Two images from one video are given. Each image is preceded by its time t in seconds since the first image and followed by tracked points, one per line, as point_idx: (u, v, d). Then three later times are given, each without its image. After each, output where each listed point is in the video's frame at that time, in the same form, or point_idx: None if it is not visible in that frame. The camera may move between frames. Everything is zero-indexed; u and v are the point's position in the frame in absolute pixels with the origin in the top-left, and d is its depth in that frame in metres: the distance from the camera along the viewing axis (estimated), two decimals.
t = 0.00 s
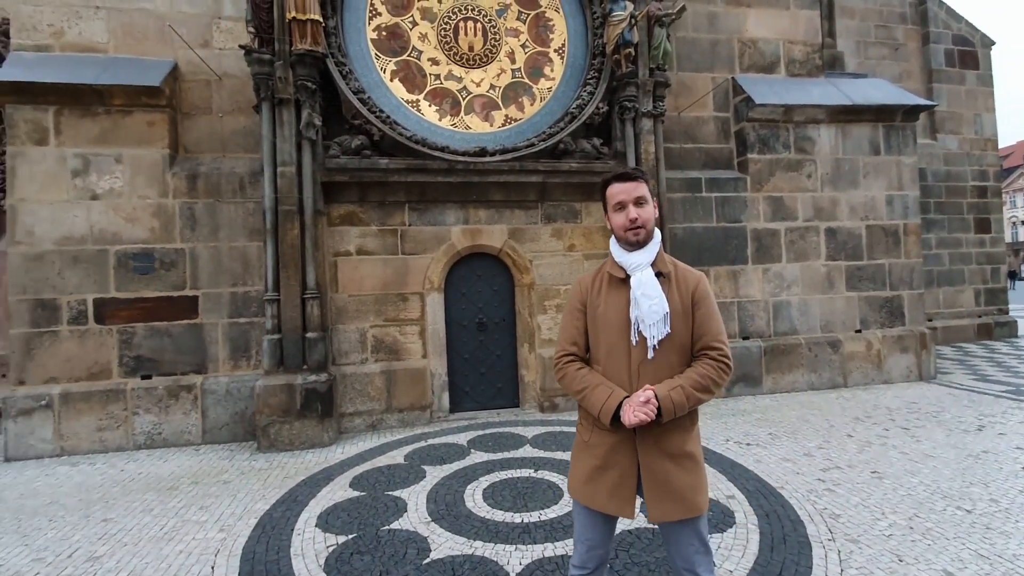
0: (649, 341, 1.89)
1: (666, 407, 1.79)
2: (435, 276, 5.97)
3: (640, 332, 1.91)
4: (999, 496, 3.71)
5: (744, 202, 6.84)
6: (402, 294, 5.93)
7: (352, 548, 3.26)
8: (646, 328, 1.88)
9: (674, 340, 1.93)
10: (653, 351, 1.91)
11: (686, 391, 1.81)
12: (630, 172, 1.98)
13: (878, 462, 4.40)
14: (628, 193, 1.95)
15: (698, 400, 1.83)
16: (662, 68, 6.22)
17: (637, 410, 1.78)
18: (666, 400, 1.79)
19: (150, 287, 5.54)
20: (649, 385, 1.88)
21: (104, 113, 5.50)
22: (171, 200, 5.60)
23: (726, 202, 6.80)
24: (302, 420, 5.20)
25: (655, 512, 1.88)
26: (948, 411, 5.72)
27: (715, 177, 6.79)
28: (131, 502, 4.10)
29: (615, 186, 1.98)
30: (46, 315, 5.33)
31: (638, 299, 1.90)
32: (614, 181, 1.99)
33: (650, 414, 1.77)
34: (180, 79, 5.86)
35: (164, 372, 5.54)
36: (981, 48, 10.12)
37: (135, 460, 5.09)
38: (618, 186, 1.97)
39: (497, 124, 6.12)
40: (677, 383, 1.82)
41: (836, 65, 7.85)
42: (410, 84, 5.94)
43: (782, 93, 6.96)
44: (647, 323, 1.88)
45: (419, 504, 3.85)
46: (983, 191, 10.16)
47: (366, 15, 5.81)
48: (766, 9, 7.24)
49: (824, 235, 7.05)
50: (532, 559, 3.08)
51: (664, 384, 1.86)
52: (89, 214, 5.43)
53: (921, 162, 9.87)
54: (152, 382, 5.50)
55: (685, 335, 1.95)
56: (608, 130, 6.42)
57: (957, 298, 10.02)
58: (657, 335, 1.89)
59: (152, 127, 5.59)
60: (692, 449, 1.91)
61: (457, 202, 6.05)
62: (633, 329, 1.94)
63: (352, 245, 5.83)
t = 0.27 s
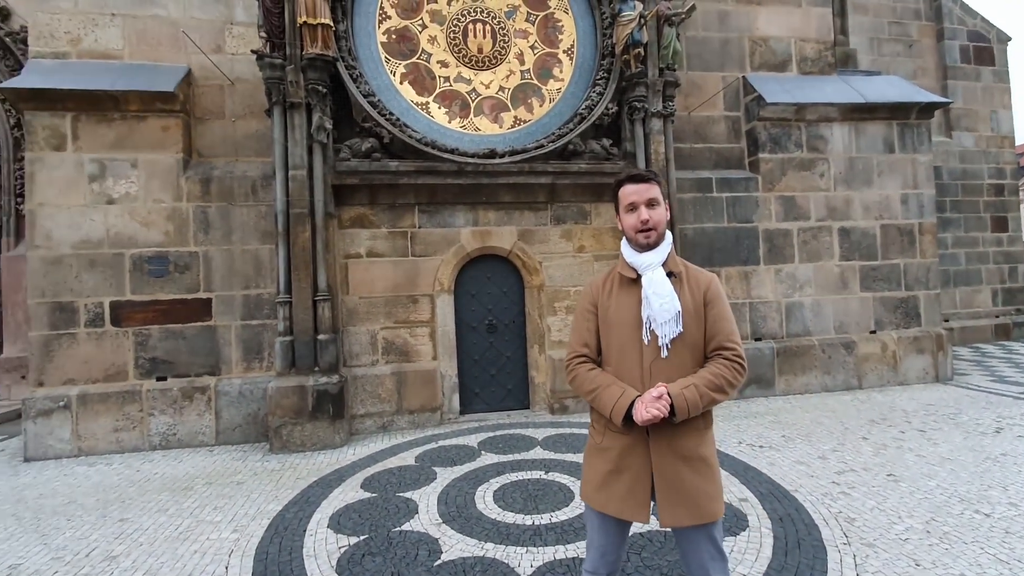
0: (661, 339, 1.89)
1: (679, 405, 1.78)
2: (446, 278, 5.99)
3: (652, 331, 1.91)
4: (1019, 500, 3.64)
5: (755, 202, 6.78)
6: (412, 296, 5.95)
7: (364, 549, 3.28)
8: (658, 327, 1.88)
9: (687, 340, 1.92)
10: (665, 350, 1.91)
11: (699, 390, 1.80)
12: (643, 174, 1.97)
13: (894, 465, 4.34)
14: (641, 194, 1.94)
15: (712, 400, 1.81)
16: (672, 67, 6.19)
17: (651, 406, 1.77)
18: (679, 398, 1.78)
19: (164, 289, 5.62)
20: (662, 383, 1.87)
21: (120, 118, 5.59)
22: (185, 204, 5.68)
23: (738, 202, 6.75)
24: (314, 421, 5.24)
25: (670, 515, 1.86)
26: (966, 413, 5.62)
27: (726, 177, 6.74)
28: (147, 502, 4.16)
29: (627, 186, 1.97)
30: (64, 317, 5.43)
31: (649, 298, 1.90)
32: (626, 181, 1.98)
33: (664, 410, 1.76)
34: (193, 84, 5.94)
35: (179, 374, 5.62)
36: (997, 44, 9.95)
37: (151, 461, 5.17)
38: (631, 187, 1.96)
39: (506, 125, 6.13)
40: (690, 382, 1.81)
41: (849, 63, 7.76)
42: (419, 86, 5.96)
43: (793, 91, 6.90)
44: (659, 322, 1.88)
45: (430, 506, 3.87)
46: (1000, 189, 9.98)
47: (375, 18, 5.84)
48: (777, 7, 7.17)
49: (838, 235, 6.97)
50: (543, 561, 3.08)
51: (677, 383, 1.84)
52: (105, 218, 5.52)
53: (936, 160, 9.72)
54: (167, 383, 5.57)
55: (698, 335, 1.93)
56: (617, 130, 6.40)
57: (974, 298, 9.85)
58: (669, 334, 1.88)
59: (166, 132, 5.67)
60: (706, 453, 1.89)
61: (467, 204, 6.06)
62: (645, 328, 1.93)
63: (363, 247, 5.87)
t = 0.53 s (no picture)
0: (671, 339, 1.89)
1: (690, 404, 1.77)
2: (453, 279, 6.00)
3: (662, 331, 1.91)
4: None
5: (764, 202, 6.74)
6: (420, 297, 5.97)
7: (372, 550, 3.30)
8: (668, 327, 1.88)
9: (697, 340, 1.91)
10: (676, 350, 1.90)
11: (710, 390, 1.79)
12: (652, 174, 1.96)
13: (906, 467, 4.29)
14: (650, 196, 1.94)
15: (723, 400, 1.80)
16: (679, 67, 6.15)
17: (661, 404, 1.77)
18: (690, 397, 1.77)
19: (175, 291, 5.67)
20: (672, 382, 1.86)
21: (131, 122, 5.65)
22: (194, 207, 5.73)
23: (746, 202, 6.70)
24: (322, 422, 5.27)
25: (682, 518, 1.85)
26: (980, 415, 5.55)
27: (734, 177, 6.70)
28: (158, 502, 4.20)
29: (636, 187, 1.96)
30: (77, 319, 5.49)
31: (658, 298, 1.90)
32: (635, 182, 1.98)
33: (674, 408, 1.75)
34: (202, 88, 6.00)
35: (189, 375, 5.67)
36: (1010, 40, 9.82)
37: (162, 461, 5.22)
38: (639, 188, 1.95)
39: (513, 126, 6.13)
40: (701, 381, 1.81)
41: (859, 61, 7.69)
42: (426, 88, 5.98)
43: (802, 90, 6.85)
44: (669, 322, 1.88)
45: (438, 507, 3.87)
46: (1014, 187, 9.84)
47: (382, 21, 5.87)
48: (786, 6, 7.12)
49: (848, 234, 6.90)
50: (551, 563, 3.07)
51: (688, 383, 1.84)
52: (116, 221, 5.58)
53: (948, 159, 9.60)
54: (177, 384, 5.62)
55: (709, 335, 1.92)
56: (624, 130, 6.39)
57: (988, 298, 9.71)
58: (679, 334, 1.88)
59: (176, 135, 5.72)
60: (718, 455, 1.88)
61: (474, 205, 6.07)
62: (655, 328, 1.93)
63: (371, 249, 5.89)
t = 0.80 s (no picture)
0: (678, 339, 1.88)
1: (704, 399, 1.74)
2: (458, 280, 6.01)
3: (669, 331, 1.90)
4: None
5: (770, 202, 6.71)
6: (425, 298, 5.98)
7: (377, 550, 3.30)
8: (675, 327, 1.87)
9: (704, 340, 1.90)
10: (683, 350, 1.89)
11: (722, 388, 1.77)
12: (657, 176, 1.98)
13: (915, 469, 4.26)
14: (654, 196, 1.95)
15: (735, 398, 1.78)
16: (684, 67, 6.15)
17: (671, 402, 1.72)
18: (702, 394, 1.75)
19: (182, 292, 5.71)
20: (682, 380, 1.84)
21: (139, 125, 5.70)
22: (201, 208, 5.77)
23: (752, 203, 6.68)
24: (328, 422, 5.29)
25: (690, 520, 1.84)
26: (989, 416, 5.49)
27: (739, 177, 6.68)
28: (165, 502, 4.23)
29: (641, 188, 1.97)
30: (86, 320, 5.54)
31: (665, 298, 1.89)
32: (640, 184, 1.99)
33: (685, 405, 1.72)
34: (209, 91, 6.04)
35: (195, 375, 5.71)
36: (1020, 38, 9.72)
37: (169, 461, 5.25)
38: (644, 189, 1.97)
39: (517, 127, 6.14)
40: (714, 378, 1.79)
41: (865, 60, 7.65)
42: (431, 90, 6.00)
43: (809, 89, 6.81)
44: (676, 322, 1.87)
45: (443, 507, 3.88)
46: None
47: (387, 23, 5.89)
48: (791, 5, 7.09)
49: (855, 234, 6.86)
50: (556, 564, 3.07)
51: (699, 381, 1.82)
52: (125, 222, 5.63)
53: (957, 158, 9.52)
54: (184, 385, 5.66)
55: (716, 336, 1.92)
56: (629, 131, 6.38)
57: (997, 298, 9.62)
58: (686, 334, 1.87)
59: (183, 137, 5.77)
60: (726, 457, 1.87)
61: (479, 206, 6.08)
62: (661, 328, 1.92)
63: (376, 250, 5.91)
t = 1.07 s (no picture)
0: (681, 340, 1.87)
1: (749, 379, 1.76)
2: (462, 280, 6.01)
3: (672, 332, 1.90)
4: None
5: (774, 202, 6.68)
6: (429, 298, 5.99)
7: (382, 550, 3.31)
8: (679, 327, 1.87)
9: (708, 341, 1.90)
10: (686, 350, 1.88)
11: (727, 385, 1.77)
12: (656, 177, 1.96)
13: (921, 471, 4.23)
14: (654, 198, 1.94)
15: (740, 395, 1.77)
16: (688, 67, 6.13)
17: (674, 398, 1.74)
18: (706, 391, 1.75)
19: (187, 293, 5.74)
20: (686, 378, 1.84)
21: (145, 126, 5.73)
22: (207, 209, 5.80)
23: (756, 203, 6.65)
24: (332, 423, 5.30)
25: (693, 520, 1.84)
26: (997, 418, 5.45)
27: (744, 177, 6.66)
28: (171, 501, 4.25)
29: (640, 191, 1.96)
30: (92, 320, 5.58)
31: (668, 299, 1.90)
32: (638, 186, 1.97)
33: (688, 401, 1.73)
34: (214, 92, 6.07)
35: (201, 375, 5.73)
36: None
37: (175, 460, 5.28)
38: (643, 191, 1.95)
39: (521, 128, 6.14)
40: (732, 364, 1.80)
41: (871, 60, 7.61)
42: (435, 90, 6.01)
43: (814, 89, 6.79)
44: (679, 322, 1.87)
45: (447, 507, 3.88)
46: None
47: (391, 24, 5.90)
48: (796, 4, 7.07)
49: (860, 234, 6.83)
50: (561, 564, 3.07)
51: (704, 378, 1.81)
52: (131, 223, 5.66)
53: (963, 158, 9.46)
54: (190, 385, 5.69)
55: (719, 336, 1.92)
56: (633, 131, 6.37)
57: (1005, 299, 9.55)
58: (689, 334, 1.87)
59: (189, 138, 5.79)
60: (728, 457, 1.88)
61: (483, 206, 6.08)
62: (664, 328, 1.92)
63: (380, 250, 5.93)
